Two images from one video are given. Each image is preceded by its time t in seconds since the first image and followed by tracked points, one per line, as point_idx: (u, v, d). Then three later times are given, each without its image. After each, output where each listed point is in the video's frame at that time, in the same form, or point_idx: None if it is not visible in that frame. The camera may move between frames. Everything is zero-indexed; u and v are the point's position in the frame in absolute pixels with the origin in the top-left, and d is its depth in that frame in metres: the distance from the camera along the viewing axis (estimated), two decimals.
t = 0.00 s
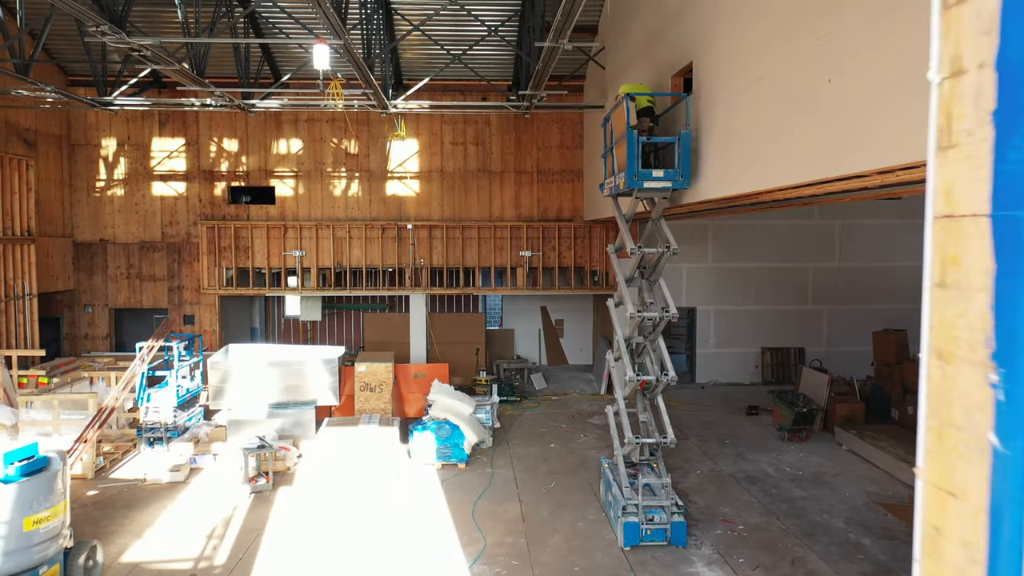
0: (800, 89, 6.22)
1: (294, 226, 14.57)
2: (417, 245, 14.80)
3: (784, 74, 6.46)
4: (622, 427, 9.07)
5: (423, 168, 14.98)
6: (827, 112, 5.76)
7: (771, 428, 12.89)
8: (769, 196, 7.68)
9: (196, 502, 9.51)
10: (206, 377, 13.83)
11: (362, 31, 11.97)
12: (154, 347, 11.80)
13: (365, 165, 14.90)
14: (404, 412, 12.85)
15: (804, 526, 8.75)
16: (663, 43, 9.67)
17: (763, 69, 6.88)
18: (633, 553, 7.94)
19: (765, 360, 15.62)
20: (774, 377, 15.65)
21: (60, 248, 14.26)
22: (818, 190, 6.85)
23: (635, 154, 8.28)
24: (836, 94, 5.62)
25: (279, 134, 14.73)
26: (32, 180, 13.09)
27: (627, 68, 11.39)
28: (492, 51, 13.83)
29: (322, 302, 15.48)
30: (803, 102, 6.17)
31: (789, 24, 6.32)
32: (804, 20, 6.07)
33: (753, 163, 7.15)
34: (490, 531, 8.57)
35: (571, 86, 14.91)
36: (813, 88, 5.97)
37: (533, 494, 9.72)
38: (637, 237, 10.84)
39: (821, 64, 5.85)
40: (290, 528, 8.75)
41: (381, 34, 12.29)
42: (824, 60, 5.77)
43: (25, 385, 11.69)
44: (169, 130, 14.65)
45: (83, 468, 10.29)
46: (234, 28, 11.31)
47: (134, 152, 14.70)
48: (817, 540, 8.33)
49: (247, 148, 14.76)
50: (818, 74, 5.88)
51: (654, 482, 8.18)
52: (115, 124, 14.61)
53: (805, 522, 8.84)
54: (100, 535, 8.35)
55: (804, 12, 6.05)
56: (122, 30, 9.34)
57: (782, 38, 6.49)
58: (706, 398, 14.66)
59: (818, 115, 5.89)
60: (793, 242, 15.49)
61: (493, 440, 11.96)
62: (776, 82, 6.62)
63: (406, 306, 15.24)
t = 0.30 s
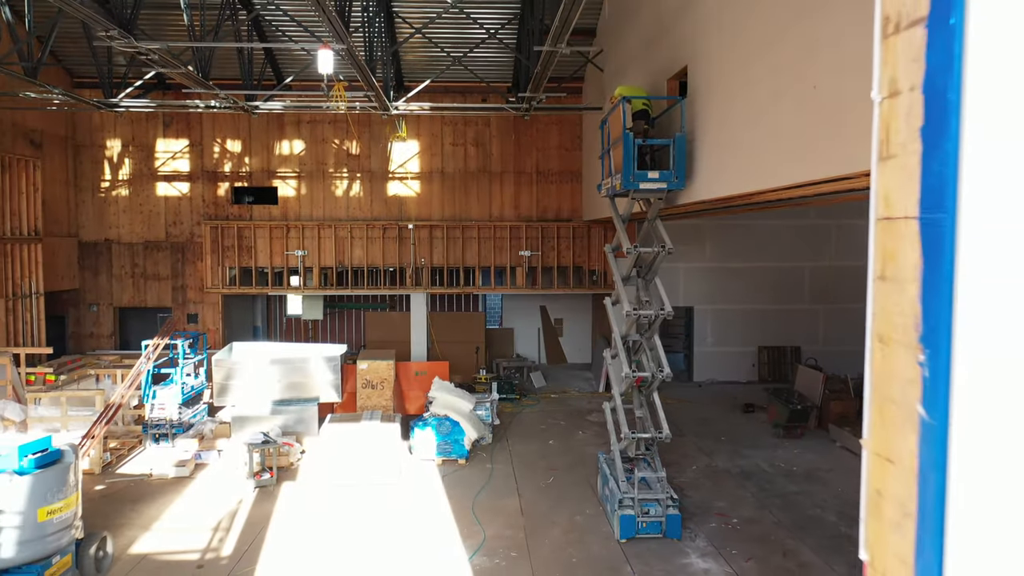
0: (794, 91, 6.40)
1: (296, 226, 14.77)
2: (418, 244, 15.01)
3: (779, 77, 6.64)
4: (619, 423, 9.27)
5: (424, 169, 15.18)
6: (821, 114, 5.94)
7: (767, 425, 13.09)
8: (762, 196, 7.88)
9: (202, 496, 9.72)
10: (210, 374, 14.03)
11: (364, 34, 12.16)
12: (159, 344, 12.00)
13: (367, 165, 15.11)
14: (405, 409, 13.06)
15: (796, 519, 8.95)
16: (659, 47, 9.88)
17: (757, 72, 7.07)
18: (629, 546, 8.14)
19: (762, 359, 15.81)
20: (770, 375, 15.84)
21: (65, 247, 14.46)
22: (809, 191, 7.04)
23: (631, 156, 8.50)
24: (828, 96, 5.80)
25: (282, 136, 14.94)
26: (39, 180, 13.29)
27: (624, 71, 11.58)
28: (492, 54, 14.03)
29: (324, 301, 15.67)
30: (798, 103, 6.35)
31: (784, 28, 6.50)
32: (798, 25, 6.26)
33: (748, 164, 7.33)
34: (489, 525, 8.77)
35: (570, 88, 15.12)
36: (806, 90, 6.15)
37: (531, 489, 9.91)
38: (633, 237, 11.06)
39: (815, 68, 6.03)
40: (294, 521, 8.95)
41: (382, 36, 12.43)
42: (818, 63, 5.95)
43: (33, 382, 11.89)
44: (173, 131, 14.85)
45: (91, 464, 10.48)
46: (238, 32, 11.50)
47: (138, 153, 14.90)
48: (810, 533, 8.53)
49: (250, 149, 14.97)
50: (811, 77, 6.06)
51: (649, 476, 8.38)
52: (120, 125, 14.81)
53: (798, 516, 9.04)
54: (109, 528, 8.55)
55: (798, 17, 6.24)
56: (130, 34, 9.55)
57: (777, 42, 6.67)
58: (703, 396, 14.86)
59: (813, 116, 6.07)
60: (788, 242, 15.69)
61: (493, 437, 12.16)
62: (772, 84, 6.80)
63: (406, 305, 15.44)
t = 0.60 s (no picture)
0: (784, 96, 6.62)
1: (298, 226, 14.99)
2: (418, 244, 15.24)
3: (772, 81, 6.85)
4: (615, 418, 9.49)
5: (424, 170, 15.39)
6: (811, 117, 6.15)
7: (762, 422, 13.30)
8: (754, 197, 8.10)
9: (207, 490, 9.94)
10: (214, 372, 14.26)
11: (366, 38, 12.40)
12: (164, 343, 12.24)
13: (368, 166, 15.33)
14: (406, 407, 13.28)
15: (788, 512, 9.16)
16: (654, 51, 10.10)
17: (750, 78, 7.29)
18: (624, 537, 8.37)
19: (758, 357, 16.03)
20: (766, 373, 16.05)
21: (71, 247, 14.68)
22: (798, 193, 7.27)
23: (626, 158, 8.79)
24: (815, 100, 6.02)
25: (284, 137, 15.17)
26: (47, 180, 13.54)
27: (621, 75, 11.81)
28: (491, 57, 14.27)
29: (326, 300, 15.88)
30: (790, 107, 6.55)
31: (775, 33, 6.71)
32: (787, 32, 6.49)
33: (741, 167, 7.55)
34: (488, 518, 9.00)
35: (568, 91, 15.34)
36: (795, 95, 6.37)
37: (530, 484, 10.14)
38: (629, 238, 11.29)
39: (803, 74, 6.25)
40: (298, 515, 9.17)
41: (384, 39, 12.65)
42: (806, 69, 6.17)
43: (41, 379, 12.12)
44: (177, 133, 15.07)
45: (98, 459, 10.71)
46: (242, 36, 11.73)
47: (143, 154, 15.12)
48: (801, 526, 8.75)
49: (253, 151, 15.18)
50: (802, 80, 6.26)
51: (644, 470, 8.61)
52: (124, 126, 15.03)
53: (790, 509, 9.26)
54: (118, 520, 8.78)
55: (788, 23, 6.45)
56: (138, 40, 9.80)
57: (768, 48, 6.89)
58: (700, 393, 15.07)
59: (804, 119, 6.27)
60: (784, 242, 15.91)
61: (492, 433, 12.39)
62: (764, 88, 7.00)
63: (407, 304, 15.66)
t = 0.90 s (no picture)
0: (769, 102, 6.87)
1: (300, 227, 15.26)
2: (419, 244, 15.52)
3: (759, 87, 7.09)
4: (610, 414, 9.75)
5: (424, 172, 15.65)
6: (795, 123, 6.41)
7: (757, 419, 13.53)
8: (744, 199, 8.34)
9: (214, 484, 10.21)
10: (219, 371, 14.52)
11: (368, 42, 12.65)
12: (170, 341, 12.50)
13: (369, 167, 15.59)
14: (407, 404, 13.52)
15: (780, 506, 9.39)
16: (649, 57, 10.36)
17: (738, 84, 7.54)
18: (618, 529, 8.61)
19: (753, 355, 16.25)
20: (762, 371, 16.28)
21: (77, 247, 14.94)
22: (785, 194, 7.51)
23: (620, 161, 9.18)
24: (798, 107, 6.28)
25: (287, 139, 15.43)
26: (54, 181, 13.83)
27: (617, 78, 12.05)
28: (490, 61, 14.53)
29: (327, 300, 16.13)
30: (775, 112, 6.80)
31: (761, 41, 6.95)
32: (773, 41, 6.73)
33: (731, 170, 7.79)
34: (487, 511, 9.24)
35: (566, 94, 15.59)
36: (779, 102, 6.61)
37: (528, 478, 10.39)
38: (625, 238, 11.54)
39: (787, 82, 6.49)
40: (302, 508, 9.42)
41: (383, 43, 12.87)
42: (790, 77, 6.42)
43: (50, 377, 12.39)
44: (181, 135, 15.35)
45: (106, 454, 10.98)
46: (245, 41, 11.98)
47: (148, 155, 15.38)
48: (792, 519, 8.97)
49: (256, 153, 15.44)
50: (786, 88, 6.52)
51: (638, 464, 8.86)
52: (130, 128, 15.29)
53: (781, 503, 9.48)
54: (126, 513, 9.05)
55: (773, 31, 6.70)
56: (146, 46, 10.09)
57: (755, 56, 7.14)
58: (696, 391, 15.31)
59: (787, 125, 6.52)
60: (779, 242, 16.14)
61: (492, 430, 12.64)
62: (751, 93, 7.25)
63: (408, 304, 15.90)
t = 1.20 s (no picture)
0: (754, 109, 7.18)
1: (303, 228, 15.55)
2: (419, 245, 15.78)
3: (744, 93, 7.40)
4: (606, 409, 10.06)
5: (425, 174, 15.95)
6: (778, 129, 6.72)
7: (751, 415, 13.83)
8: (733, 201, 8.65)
9: (221, 478, 10.52)
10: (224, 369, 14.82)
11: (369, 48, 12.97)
12: (177, 339, 12.81)
13: (371, 169, 15.89)
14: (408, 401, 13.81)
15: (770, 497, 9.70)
16: (643, 63, 10.68)
17: (724, 91, 7.85)
18: (613, 520, 8.92)
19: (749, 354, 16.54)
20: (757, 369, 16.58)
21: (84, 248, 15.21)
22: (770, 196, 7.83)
23: (615, 164, 9.53)
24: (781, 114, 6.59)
25: (290, 141, 15.73)
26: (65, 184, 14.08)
27: (613, 83, 12.37)
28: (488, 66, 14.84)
29: (329, 300, 16.40)
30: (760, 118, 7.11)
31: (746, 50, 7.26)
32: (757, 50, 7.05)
33: (719, 173, 8.10)
34: (486, 503, 9.55)
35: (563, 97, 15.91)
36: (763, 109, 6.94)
37: (527, 472, 10.70)
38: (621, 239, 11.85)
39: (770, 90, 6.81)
40: (307, 500, 9.73)
41: (386, 47, 13.17)
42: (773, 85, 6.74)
43: (60, 375, 12.69)
44: (186, 138, 15.65)
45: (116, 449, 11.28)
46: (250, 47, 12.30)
47: (153, 158, 15.66)
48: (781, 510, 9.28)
49: (259, 155, 15.74)
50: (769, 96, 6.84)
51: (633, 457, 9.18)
52: (135, 131, 15.57)
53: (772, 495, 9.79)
54: (138, 505, 9.35)
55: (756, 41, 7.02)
56: (155, 53, 10.40)
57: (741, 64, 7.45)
58: (692, 389, 15.60)
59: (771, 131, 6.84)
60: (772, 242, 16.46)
61: (491, 426, 12.95)
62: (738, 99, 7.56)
63: (409, 304, 16.20)
